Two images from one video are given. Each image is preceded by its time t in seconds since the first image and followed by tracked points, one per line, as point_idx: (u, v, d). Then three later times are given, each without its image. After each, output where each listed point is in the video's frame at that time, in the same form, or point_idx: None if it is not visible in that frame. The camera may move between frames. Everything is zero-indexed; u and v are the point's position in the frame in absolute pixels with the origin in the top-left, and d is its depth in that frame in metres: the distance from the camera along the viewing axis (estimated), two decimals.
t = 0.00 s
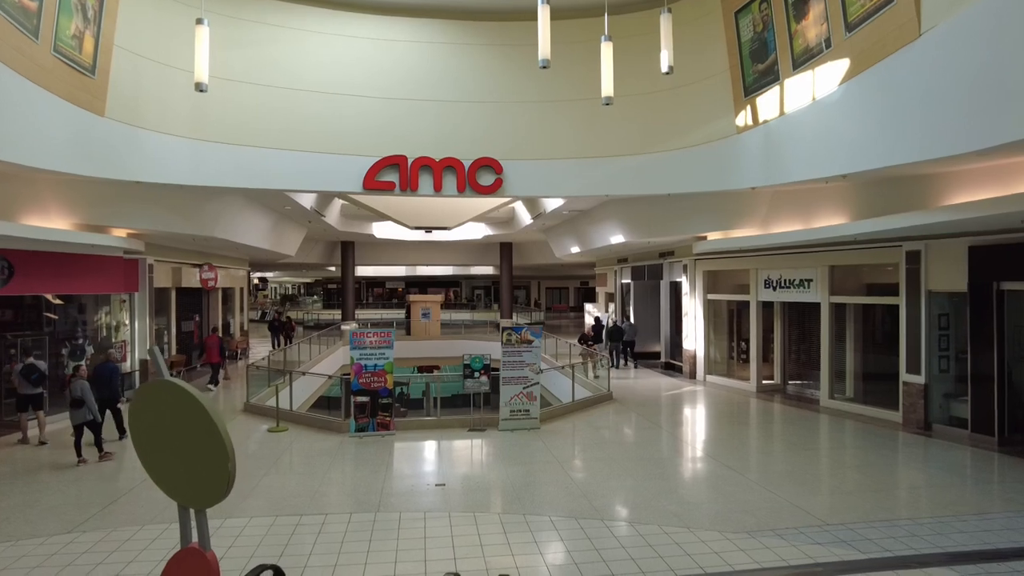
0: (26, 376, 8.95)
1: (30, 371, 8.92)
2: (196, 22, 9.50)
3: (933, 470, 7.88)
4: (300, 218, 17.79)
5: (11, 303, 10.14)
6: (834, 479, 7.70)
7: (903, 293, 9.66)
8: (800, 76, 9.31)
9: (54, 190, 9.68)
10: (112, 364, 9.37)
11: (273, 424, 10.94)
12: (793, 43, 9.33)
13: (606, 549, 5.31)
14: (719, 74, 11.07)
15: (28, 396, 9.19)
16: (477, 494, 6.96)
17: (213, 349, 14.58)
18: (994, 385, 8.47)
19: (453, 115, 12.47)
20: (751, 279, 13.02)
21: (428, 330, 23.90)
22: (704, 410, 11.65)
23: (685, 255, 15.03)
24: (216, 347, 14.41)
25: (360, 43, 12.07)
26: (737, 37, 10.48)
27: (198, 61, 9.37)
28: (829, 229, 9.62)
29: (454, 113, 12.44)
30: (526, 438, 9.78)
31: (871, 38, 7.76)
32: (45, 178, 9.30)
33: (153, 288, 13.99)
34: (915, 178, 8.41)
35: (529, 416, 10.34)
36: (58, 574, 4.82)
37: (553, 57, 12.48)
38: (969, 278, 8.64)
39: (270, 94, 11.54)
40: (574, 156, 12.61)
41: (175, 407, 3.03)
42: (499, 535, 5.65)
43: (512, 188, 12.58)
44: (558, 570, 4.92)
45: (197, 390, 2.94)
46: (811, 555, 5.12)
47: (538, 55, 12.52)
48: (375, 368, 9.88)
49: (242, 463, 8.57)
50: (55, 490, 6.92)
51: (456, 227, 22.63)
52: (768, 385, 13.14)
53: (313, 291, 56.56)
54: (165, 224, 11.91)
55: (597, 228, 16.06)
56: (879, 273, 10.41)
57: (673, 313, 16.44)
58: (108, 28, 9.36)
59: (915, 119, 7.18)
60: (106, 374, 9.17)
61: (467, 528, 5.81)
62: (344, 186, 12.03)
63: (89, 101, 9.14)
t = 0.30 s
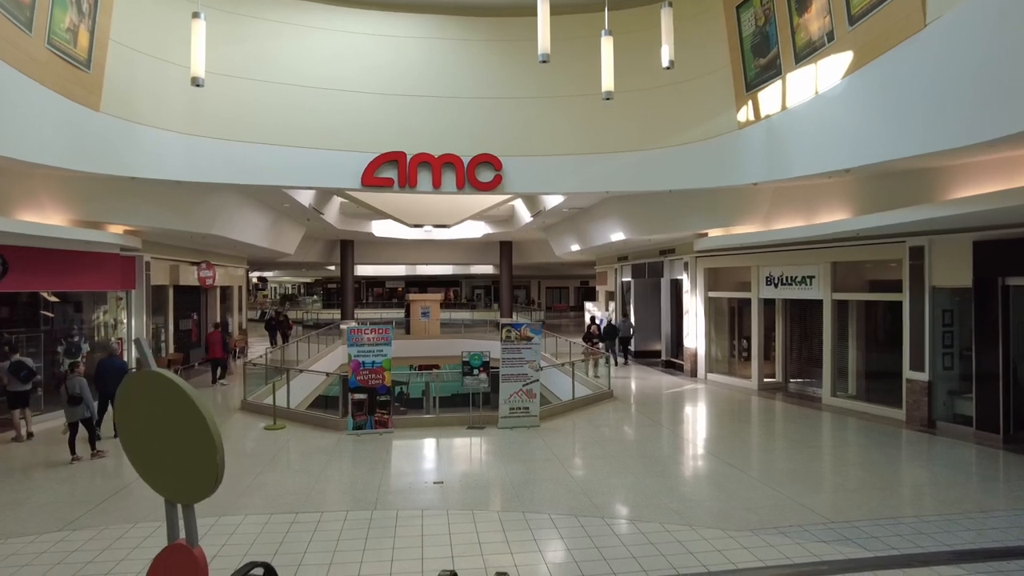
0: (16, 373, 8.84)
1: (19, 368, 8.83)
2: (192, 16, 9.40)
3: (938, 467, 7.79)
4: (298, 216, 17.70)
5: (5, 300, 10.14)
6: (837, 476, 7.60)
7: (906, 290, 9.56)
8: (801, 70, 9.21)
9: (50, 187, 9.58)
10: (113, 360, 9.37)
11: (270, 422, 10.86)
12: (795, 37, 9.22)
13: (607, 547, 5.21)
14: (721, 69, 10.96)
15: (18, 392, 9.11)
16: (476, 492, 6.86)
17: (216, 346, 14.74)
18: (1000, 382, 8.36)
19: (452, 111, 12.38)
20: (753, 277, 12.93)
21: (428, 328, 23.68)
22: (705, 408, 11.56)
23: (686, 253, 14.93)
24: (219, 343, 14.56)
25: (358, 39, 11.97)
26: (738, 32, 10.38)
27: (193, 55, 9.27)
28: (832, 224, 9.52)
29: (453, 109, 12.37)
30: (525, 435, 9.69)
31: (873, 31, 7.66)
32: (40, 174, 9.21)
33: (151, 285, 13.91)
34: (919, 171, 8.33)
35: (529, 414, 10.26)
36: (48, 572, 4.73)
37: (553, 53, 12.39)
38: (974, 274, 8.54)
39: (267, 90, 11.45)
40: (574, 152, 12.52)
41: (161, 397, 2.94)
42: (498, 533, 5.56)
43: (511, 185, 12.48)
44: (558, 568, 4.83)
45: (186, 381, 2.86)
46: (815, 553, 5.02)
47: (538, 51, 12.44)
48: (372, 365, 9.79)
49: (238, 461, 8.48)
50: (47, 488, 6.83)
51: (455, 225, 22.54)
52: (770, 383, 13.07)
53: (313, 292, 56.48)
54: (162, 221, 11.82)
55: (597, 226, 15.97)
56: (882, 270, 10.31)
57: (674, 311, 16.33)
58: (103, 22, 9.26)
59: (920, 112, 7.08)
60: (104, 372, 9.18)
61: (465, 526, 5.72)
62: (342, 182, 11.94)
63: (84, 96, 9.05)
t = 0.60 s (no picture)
0: (6, 369, 8.71)
1: (9, 364, 8.72)
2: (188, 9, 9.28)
3: (942, 465, 7.70)
4: (296, 214, 17.58)
5: None
6: (841, 474, 7.50)
7: (909, 286, 9.46)
8: (803, 64, 9.09)
9: (43, 182, 9.47)
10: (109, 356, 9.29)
11: (266, 419, 10.75)
12: (797, 30, 9.11)
13: (607, 546, 5.11)
14: (722, 64, 10.84)
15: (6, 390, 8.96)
16: (475, 490, 6.76)
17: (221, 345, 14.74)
18: (1005, 379, 8.26)
19: (451, 107, 12.29)
20: (754, 274, 12.81)
21: (427, 327, 23.80)
22: (705, 406, 11.46)
23: (686, 250, 14.83)
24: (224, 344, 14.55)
25: (356, 34, 11.86)
26: (739, 26, 10.26)
27: (189, 49, 9.16)
28: (835, 220, 9.41)
29: (452, 105, 12.28)
30: (524, 433, 9.59)
31: (877, 22, 7.53)
32: (34, 168, 9.10)
33: (147, 283, 13.80)
34: (923, 166, 8.22)
35: (528, 411, 10.16)
36: (35, 571, 4.61)
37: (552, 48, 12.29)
38: (979, 270, 8.44)
39: (264, 85, 11.34)
40: (573, 149, 12.43)
41: (145, 389, 2.85)
42: (496, 531, 5.46)
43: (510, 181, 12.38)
44: (558, 566, 4.73)
45: (172, 371, 2.78)
46: (820, 551, 4.92)
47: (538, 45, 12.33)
48: (370, 362, 9.67)
49: (234, 459, 8.37)
50: (39, 486, 6.72)
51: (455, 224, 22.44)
52: (771, 381, 13.02)
53: (312, 292, 56.34)
54: (158, 217, 11.71)
55: (597, 223, 15.86)
56: (885, 266, 10.22)
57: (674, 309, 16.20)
58: (98, 15, 9.14)
59: (923, 105, 6.99)
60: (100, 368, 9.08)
61: (463, 524, 5.62)
62: (340, 178, 11.84)
63: (78, 90, 8.94)
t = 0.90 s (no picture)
0: None
1: None
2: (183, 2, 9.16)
3: (946, 462, 7.60)
4: (295, 211, 17.47)
5: None
6: (844, 472, 7.39)
7: (912, 282, 9.36)
8: (806, 57, 8.96)
9: (37, 176, 9.35)
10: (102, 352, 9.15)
11: (263, 417, 10.65)
12: (799, 23, 9.00)
13: (607, 543, 5.01)
14: (723, 59, 10.71)
15: None
16: (474, 487, 6.67)
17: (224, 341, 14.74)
18: (1010, 375, 8.15)
19: (449, 103, 12.19)
20: (755, 271, 12.71)
21: (426, 326, 23.57)
22: (706, 404, 11.36)
23: (687, 247, 14.72)
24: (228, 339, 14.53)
25: (353, 29, 11.75)
26: (741, 20, 10.14)
27: (185, 42, 9.05)
28: (837, 215, 9.32)
29: (450, 101, 12.18)
30: (523, 431, 9.49)
31: (881, 13, 7.41)
32: (28, 163, 9.00)
33: (143, 280, 13.69)
34: (928, 159, 8.12)
35: (527, 408, 10.06)
36: (22, 569, 4.51)
37: (552, 43, 12.19)
38: (984, 265, 8.34)
39: (260, 79, 11.21)
40: (573, 145, 12.35)
41: (130, 378, 2.75)
42: (495, 528, 5.36)
43: (509, 177, 12.28)
44: (558, 564, 4.63)
45: (156, 360, 2.69)
46: (825, 549, 4.82)
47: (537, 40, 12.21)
48: (367, 359, 9.56)
49: (230, 457, 8.28)
50: (30, 483, 6.62)
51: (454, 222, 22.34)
52: (772, 379, 12.90)
53: (311, 292, 56.21)
54: (153, 212, 11.58)
55: (597, 220, 15.75)
56: (888, 263, 10.13)
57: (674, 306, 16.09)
58: (93, 8, 9.03)
59: (927, 98, 6.90)
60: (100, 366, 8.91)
61: (461, 522, 5.52)
62: (337, 174, 11.74)
63: (72, 83, 8.82)
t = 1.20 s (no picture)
0: None
1: None
2: None
3: (951, 460, 7.50)
4: (293, 209, 17.38)
5: None
6: (847, 470, 7.30)
7: (916, 278, 9.26)
8: (808, 50, 8.83)
9: (30, 171, 9.24)
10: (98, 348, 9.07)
11: (259, 415, 10.55)
12: (801, 16, 8.89)
13: (608, 541, 4.92)
14: (724, 53, 10.60)
15: None
16: (472, 485, 6.57)
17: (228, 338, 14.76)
18: (1016, 372, 8.06)
19: (447, 98, 12.11)
20: (756, 268, 12.62)
21: (425, 325, 23.51)
22: (706, 402, 11.26)
23: (687, 244, 14.62)
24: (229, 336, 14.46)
25: (351, 23, 11.64)
26: (742, 14, 10.01)
27: (181, 36, 8.94)
28: (840, 211, 9.22)
29: (449, 96, 12.10)
30: (522, 428, 9.40)
31: (885, 5, 7.30)
32: (21, 157, 8.89)
33: (139, 277, 13.57)
34: (932, 152, 8.01)
35: (526, 406, 9.96)
36: (9, 568, 4.41)
37: (551, 39, 12.09)
38: (989, 261, 8.24)
39: (257, 74, 11.11)
40: (573, 140, 12.24)
41: (114, 366, 2.66)
42: (493, 526, 5.26)
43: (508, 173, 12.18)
44: (558, 563, 4.52)
45: (141, 350, 2.60)
46: (830, 547, 4.72)
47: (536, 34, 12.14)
48: (364, 356, 9.47)
49: (225, 454, 8.17)
50: (22, 480, 6.52)
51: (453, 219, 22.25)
52: (773, 376, 12.80)
53: (310, 291, 56.09)
54: (149, 208, 11.47)
55: (596, 218, 15.65)
56: (890, 259, 10.03)
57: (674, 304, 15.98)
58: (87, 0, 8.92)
59: (932, 91, 6.79)
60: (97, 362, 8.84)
61: (459, 519, 5.42)
62: (335, 170, 11.63)
63: (67, 77, 8.71)
